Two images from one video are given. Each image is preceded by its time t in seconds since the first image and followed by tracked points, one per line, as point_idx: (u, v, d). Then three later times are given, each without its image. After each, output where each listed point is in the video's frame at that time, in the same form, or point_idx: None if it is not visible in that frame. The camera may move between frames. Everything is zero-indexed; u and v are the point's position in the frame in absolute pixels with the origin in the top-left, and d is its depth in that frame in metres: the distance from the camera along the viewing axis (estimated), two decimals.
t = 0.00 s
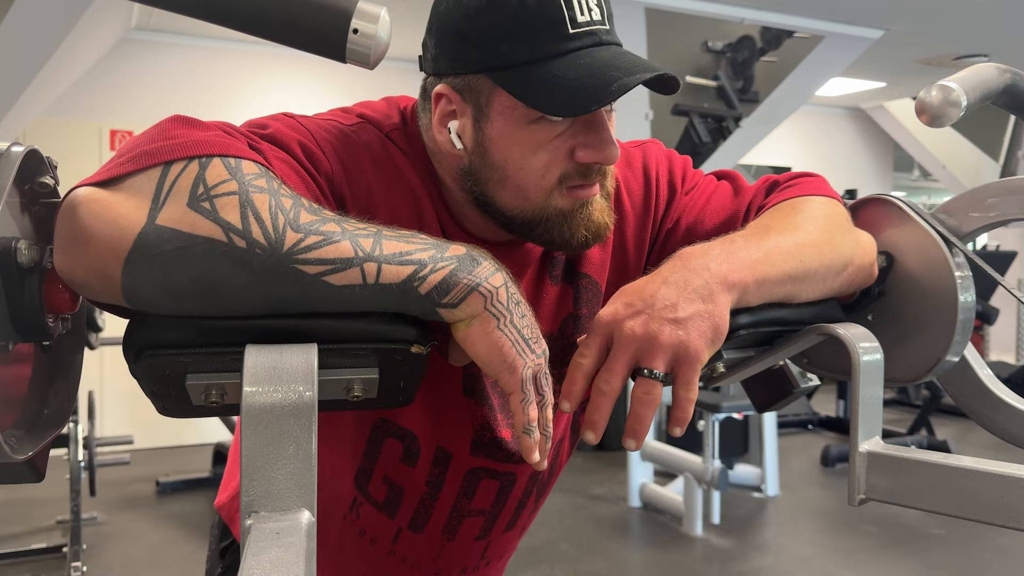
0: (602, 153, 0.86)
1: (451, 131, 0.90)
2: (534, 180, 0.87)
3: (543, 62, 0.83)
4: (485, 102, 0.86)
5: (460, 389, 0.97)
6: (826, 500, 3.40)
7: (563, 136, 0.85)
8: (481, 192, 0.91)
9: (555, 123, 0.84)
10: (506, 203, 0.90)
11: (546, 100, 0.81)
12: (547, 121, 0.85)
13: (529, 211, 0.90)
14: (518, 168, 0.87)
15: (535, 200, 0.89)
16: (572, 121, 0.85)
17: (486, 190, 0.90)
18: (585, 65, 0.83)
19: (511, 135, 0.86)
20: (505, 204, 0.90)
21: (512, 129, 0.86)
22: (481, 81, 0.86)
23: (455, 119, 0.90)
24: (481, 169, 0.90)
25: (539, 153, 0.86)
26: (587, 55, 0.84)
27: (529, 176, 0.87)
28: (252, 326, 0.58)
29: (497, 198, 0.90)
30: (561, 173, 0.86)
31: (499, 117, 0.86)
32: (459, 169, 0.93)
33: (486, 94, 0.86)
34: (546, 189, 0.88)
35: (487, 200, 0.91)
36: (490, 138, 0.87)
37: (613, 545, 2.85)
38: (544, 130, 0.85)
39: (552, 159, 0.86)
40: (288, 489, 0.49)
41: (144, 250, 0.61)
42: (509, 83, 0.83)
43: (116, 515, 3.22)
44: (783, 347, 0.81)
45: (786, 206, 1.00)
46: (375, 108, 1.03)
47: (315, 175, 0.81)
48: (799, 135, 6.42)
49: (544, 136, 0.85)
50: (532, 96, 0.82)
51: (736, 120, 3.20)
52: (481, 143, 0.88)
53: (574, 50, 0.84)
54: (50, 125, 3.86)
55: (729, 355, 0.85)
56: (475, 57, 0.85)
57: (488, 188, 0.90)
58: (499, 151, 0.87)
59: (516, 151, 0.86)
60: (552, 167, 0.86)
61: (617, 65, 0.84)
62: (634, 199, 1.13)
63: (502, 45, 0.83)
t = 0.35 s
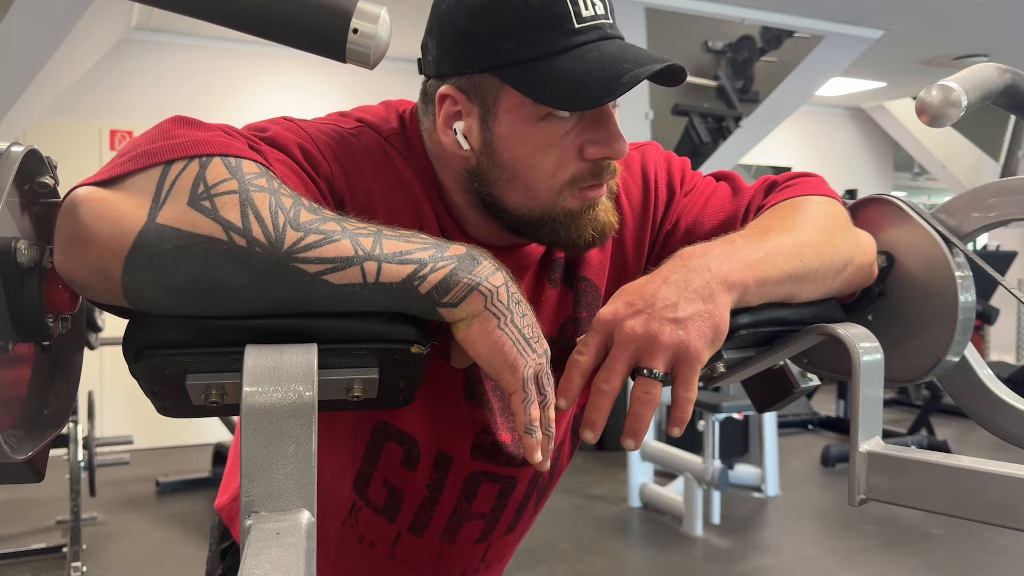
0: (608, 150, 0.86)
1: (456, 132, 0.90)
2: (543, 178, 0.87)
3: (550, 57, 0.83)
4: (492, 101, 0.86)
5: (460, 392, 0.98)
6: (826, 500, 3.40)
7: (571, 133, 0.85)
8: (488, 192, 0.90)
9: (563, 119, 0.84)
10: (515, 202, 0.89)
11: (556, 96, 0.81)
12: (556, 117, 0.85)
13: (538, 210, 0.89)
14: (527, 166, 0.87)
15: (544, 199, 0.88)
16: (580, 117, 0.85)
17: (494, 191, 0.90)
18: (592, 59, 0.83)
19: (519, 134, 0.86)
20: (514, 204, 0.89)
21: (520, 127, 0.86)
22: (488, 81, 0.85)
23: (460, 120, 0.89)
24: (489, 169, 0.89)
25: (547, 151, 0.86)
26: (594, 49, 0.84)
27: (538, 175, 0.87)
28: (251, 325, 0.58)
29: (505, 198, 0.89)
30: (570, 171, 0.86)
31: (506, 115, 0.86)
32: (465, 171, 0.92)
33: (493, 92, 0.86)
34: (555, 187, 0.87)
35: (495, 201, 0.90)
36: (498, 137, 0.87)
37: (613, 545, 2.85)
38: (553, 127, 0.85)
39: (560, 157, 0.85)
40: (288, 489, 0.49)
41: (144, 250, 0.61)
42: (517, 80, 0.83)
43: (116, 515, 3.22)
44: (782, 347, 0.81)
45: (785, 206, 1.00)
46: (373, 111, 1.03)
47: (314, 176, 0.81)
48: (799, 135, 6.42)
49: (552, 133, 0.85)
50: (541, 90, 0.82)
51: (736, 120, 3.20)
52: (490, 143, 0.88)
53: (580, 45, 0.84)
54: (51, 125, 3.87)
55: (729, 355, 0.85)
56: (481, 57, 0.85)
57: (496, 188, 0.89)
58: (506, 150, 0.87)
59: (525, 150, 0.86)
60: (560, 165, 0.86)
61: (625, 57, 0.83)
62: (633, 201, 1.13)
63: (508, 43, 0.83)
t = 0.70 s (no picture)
0: (608, 145, 0.86)
1: (456, 128, 0.90)
2: (543, 173, 0.87)
3: (551, 53, 0.82)
4: (492, 97, 0.86)
5: (460, 391, 0.98)
6: (826, 500, 3.40)
7: (572, 128, 0.85)
8: (488, 188, 0.90)
9: (563, 115, 0.84)
10: (515, 198, 0.89)
11: (556, 91, 0.81)
12: (556, 113, 0.84)
13: (538, 206, 0.89)
14: (527, 161, 0.87)
15: (544, 194, 0.88)
16: (580, 112, 0.85)
17: (494, 187, 0.90)
18: (593, 55, 0.82)
19: (519, 129, 0.86)
20: (514, 199, 0.89)
21: (519, 123, 0.85)
22: (488, 77, 0.85)
23: (460, 116, 0.89)
24: (488, 165, 0.89)
25: (548, 145, 0.85)
26: (595, 44, 0.84)
27: (538, 170, 0.87)
28: (251, 326, 0.58)
29: (505, 193, 0.89)
30: (570, 166, 0.86)
31: (507, 111, 0.86)
32: (465, 167, 0.92)
33: (493, 88, 0.85)
34: (555, 182, 0.87)
35: (495, 196, 0.90)
36: (499, 132, 0.87)
37: (613, 545, 2.85)
38: (552, 122, 0.85)
39: (561, 152, 0.85)
40: (288, 489, 0.49)
41: (144, 250, 0.61)
42: (518, 76, 0.83)
43: (116, 515, 3.22)
44: (782, 347, 0.81)
45: (785, 206, 1.00)
46: (372, 111, 1.03)
47: (314, 176, 0.81)
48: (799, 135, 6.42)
49: (552, 129, 0.85)
50: (543, 86, 0.82)
51: (736, 120, 3.20)
52: (490, 138, 0.88)
53: (580, 41, 0.84)
54: (51, 125, 3.87)
55: (729, 355, 0.85)
56: (481, 52, 0.85)
57: (495, 184, 0.90)
58: (506, 146, 0.87)
59: (524, 145, 0.86)
60: (561, 160, 0.86)
61: (627, 54, 0.84)
62: (634, 201, 1.13)
63: (508, 38, 0.83)
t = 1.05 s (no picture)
0: (614, 151, 0.86)
1: (460, 133, 0.89)
2: (547, 179, 0.87)
3: (558, 58, 0.82)
4: (497, 102, 0.86)
5: (461, 393, 0.98)
6: (826, 500, 3.40)
7: (578, 133, 0.85)
8: (491, 193, 0.90)
9: (568, 121, 0.84)
10: (518, 204, 0.89)
11: (562, 97, 0.81)
12: (561, 118, 0.84)
13: (542, 211, 0.89)
14: (532, 167, 0.86)
15: (547, 200, 0.88)
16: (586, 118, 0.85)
17: (497, 192, 0.90)
18: (600, 61, 0.83)
19: (525, 135, 0.85)
20: (517, 206, 0.89)
21: (525, 128, 0.85)
22: (493, 82, 0.85)
23: (464, 121, 0.89)
24: (493, 171, 0.89)
25: (554, 152, 0.85)
26: (600, 51, 0.84)
27: (543, 176, 0.87)
28: (251, 326, 0.58)
29: (510, 199, 0.89)
30: (574, 172, 0.86)
31: (512, 117, 0.86)
32: (468, 173, 0.92)
33: (499, 94, 0.85)
34: (559, 188, 0.87)
35: (499, 201, 0.90)
36: (503, 138, 0.87)
37: (613, 545, 2.85)
38: (558, 128, 0.85)
39: (567, 158, 0.85)
40: (288, 489, 0.49)
41: (144, 250, 0.61)
42: (524, 82, 0.83)
43: (116, 515, 3.22)
44: (782, 347, 0.81)
45: (785, 206, 1.00)
46: (373, 113, 1.04)
47: (315, 176, 0.81)
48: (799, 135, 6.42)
49: (558, 135, 0.85)
50: (551, 93, 0.82)
51: (736, 120, 3.21)
52: (494, 143, 0.88)
53: (586, 47, 0.84)
54: (51, 125, 3.87)
55: (729, 355, 0.85)
56: (486, 57, 0.84)
57: (500, 190, 0.89)
58: (511, 152, 0.87)
59: (530, 151, 0.86)
60: (566, 166, 0.86)
61: (633, 60, 0.84)
62: (633, 202, 1.13)
63: (515, 43, 0.83)
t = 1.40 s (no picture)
0: (609, 170, 0.85)
1: (460, 141, 0.90)
2: (541, 194, 0.87)
3: (560, 78, 0.83)
4: (497, 115, 0.86)
5: (462, 394, 0.98)
6: (826, 500, 3.40)
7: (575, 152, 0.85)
8: (487, 201, 0.91)
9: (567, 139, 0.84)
10: (513, 216, 0.90)
11: (560, 117, 0.81)
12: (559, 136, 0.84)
13: (534, 224, 0.90)
14: (527, 181, 0.87)
15: (540, 214, 0.88)
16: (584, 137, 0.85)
17: (493, 201, 0.90)
18: (599, 84, 0.83)
19: (522, 148, 0.85)
20: (512, 217, 0.90)
21: (522, 142, 0.85)
22: (495, 94, 0.85)
23: (466, 129, 0.89)
24: (490, 181, 0.89)
25: (549, 168, 0.85)
26: (603, 74, 0.84)
27: (537, 190, 0.87)
28: (251, 326, 0.58)
29: (504, 210, 0.90)
30: (568, 190, 0.86)
31: (510, 130, 0.85)
32: (467, 179, 0.93)
33: (499, 106, 0.85)
34: (552, 204, 0.87)
35: (494, 211, 0.91)
36: (502, 149, 0.87)
37: (612, 545, 2.85)
38: (555, 145, 0.84)
39: (562, 176, 0.85)
40: (288, 489, 0.49)
41: (144, 249, 0.61)
42: (526, 98, 0.83)
43: (116, 515, 3.22)
44: (782, 347, 0.81)
45: (785, 206, 1.00)
46: (377, 114, 1.04)
47: (316, 178, 0.81)
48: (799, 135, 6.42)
49: (555, 152, 0.85)
50: (550, 113, 0.82)
51: (736, 120, 3.22)
52: (492, 154, 0.88)
53: (590, 68, 0.84)
54: (51, 125, 3.87)
55: (729, 355, 0.85)
56: (491, 70, 0.84)
57: (494, 200, 0.90)
58: (507, 164, 0.87)
59: (527, 165, 0.86)
60: (561, 182, 0.86)
61: (632, 85, 0.83)
62: (633, 203, 1.14)
63: (519, 59, 0.83)
